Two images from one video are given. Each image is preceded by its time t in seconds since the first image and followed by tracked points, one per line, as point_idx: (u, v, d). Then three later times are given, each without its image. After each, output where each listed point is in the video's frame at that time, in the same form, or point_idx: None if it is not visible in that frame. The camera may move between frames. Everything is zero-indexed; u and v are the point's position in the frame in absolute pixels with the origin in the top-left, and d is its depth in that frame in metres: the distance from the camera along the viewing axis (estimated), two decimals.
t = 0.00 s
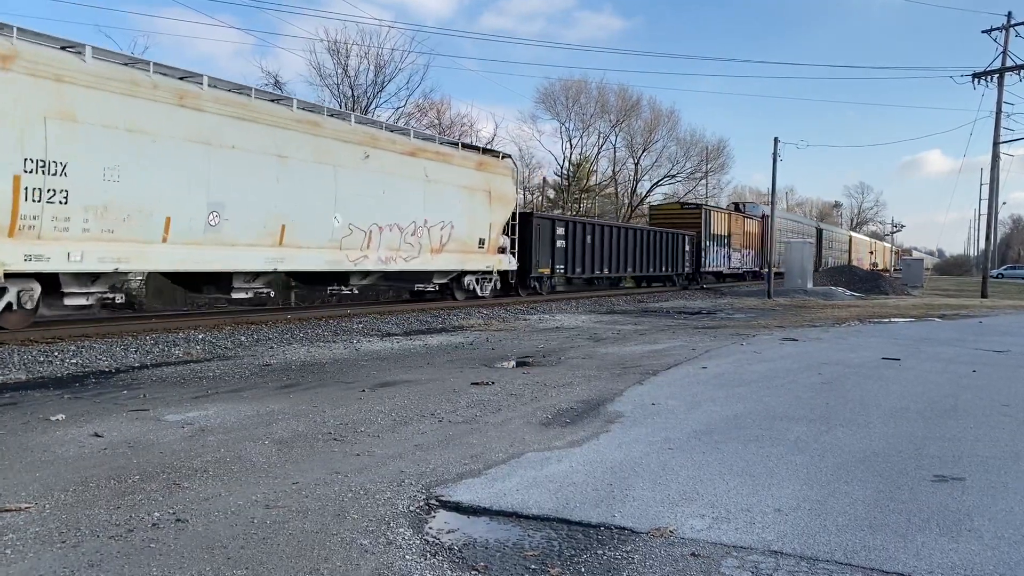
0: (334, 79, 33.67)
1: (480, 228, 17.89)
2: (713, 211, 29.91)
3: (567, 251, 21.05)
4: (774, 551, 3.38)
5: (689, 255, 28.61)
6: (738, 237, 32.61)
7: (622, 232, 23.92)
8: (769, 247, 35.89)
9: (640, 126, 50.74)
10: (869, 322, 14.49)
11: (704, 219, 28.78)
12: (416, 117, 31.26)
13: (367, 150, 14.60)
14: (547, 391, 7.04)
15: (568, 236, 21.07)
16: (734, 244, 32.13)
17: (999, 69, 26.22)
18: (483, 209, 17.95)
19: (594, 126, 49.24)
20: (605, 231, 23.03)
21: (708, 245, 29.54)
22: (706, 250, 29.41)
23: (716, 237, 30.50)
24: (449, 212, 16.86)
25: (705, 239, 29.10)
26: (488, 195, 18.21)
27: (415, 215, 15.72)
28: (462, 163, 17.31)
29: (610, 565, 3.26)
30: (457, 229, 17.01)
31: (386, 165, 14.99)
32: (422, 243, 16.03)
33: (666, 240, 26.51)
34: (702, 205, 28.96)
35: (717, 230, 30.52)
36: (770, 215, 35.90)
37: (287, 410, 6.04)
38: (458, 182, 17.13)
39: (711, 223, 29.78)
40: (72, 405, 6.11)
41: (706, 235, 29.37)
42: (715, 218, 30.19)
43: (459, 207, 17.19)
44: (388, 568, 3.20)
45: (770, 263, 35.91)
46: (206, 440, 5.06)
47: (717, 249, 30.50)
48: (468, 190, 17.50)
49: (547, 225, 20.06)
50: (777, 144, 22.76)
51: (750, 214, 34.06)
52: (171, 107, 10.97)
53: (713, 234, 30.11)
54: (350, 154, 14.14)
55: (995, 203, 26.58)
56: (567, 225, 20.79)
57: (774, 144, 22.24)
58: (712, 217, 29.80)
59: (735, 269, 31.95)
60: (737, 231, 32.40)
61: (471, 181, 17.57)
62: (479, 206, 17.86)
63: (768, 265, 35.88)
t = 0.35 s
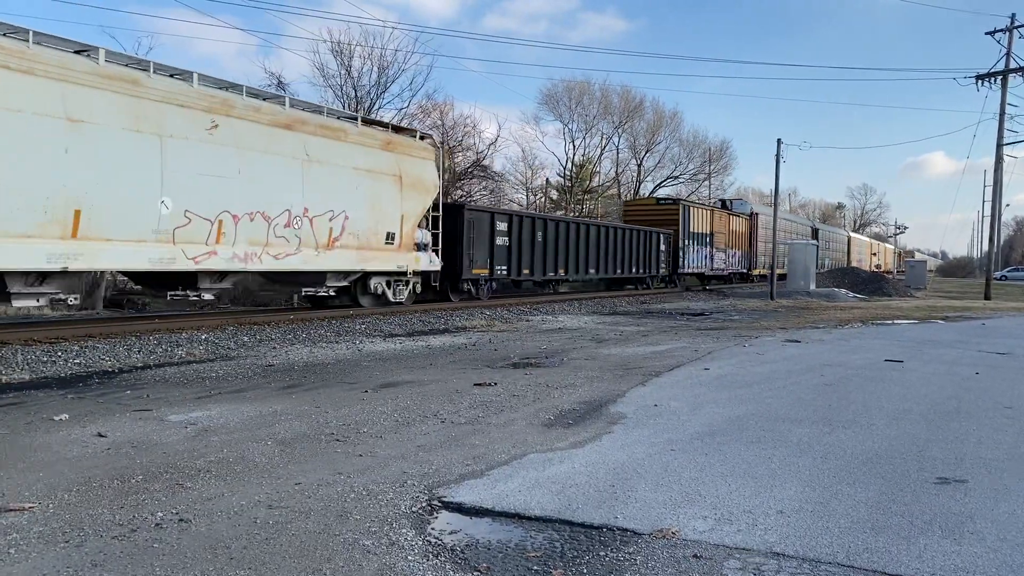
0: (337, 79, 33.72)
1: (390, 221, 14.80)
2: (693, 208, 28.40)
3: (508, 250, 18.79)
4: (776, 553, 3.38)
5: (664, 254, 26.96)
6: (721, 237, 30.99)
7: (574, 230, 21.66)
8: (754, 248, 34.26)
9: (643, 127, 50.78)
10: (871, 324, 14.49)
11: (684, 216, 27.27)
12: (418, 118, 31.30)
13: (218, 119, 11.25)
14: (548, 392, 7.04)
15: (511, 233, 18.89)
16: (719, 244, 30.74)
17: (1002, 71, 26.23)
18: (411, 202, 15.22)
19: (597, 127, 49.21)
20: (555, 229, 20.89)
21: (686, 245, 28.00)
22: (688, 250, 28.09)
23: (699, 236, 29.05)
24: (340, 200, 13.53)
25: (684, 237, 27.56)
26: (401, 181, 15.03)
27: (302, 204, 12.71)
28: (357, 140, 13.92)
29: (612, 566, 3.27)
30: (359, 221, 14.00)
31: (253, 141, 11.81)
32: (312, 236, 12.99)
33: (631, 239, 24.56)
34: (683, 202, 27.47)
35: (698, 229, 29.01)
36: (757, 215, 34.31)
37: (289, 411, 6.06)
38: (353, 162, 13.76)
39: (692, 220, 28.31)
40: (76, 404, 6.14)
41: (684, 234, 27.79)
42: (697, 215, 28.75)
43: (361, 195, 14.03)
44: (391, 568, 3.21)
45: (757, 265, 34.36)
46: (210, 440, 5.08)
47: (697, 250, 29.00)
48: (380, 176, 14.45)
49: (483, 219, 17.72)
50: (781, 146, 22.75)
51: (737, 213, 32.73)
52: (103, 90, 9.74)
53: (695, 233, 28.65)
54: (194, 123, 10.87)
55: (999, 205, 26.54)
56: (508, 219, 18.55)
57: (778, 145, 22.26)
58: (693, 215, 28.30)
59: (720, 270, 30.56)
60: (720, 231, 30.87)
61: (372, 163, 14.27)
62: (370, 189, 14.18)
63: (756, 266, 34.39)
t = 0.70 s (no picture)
0: (340, 81, 33.78)
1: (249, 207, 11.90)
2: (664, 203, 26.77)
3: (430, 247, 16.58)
4: (778, 555, 3.38)
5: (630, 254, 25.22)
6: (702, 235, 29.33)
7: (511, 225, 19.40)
8: (737, 247, 32.46)
9: (646, 129, 50.79)
10: (874, 327, 14.48)
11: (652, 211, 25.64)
12: (422, 120, 31.33)
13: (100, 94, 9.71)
14: (550, 394, 7.04)
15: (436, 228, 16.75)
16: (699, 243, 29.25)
17: (1006, 73, 26.20)
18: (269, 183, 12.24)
19: (600, 129, 49.21)
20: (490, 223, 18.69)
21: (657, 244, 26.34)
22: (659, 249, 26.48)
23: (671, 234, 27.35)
24: (160, 177, 10.48)
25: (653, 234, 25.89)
26: (266, 159, 12.13)
27: (104, 187, 9.75)
28: (201, 106, 11.02)
29: (614, 568, 3.27)
30: (201, 207, 11.10)
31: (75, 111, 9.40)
32: (123, 226, 10.05)
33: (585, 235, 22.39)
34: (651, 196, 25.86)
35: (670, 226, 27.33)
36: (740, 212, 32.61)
37: (292, 412, 6.07)
38: (194, 133, 10.90)
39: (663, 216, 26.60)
40: (80, 405, 6.16)
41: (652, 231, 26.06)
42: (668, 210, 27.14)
43: (215, 176, 11.30)
44: (393, 569, 3.22)
45: (741, 266, 32.67)
46: (213, 441, 5.10)
47: (671, 249, 27.36)
48: (233, 153, 11.57)
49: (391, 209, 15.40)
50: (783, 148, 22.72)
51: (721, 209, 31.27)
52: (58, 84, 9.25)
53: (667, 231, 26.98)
54: None
55: (1002, 207, 26.50)
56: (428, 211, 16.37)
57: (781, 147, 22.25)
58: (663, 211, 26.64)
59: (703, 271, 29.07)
60: (697, 230, 29.23)
61: (211, 134, 11.18)
62: (211, 169, 11.22)
63: (740, 266, 32.76)
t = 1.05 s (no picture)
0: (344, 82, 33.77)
1: (25, 187, 8.81)
2: (635, 198, 24.36)
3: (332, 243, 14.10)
4: (781, 556, 3.37)
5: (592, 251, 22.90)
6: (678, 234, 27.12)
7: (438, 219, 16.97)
8: (715, 245, 30.06)
9: (648, 130, 50.80)
10: (877, 328, 14.46)
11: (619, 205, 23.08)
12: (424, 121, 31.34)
13: None
14: (553, 395, 7.05)
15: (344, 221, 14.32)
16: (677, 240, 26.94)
17: (1009, 75, 26.16)
18: (80, 158, 9.33)
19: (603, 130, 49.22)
20: (419, 216, 16.45)
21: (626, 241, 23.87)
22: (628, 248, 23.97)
23: (643, 230, 24.83)
24: None
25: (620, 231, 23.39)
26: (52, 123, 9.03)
27: None
28: None
29: (617, 569, 3.27)
30: None
31: None
32: None
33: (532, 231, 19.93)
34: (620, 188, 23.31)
35: (643, 222, 24.89)
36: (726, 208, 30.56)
37: (295, 412, 6.07)
38: None
39: (631, 211, 24.05)
40: (83, 405, 6.18)
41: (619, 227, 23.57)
42: (639, 205, 24.67)
43: None
44: (395, 570, 3.22)
45: (721, 267, 30.25)
46: (216, 441, 5.10)
47: (640, 247, 24.87)
48: None
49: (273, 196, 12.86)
50: (786, 149, 22.73)
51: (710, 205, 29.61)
52: None
53: (637, 227, 24.50)
54: None
55: (1005, 209, 26.45)
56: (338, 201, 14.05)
57: (784, 148, 22.25)
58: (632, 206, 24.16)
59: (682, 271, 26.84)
60: (673, 227, 26.86)
61: (22, 100, 8.73)
62: None
63: (720, 266, 30.45)
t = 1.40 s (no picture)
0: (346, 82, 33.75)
1: None
2: (598, 188, 21.77)
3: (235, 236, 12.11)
4: (783, 557, 3.38)
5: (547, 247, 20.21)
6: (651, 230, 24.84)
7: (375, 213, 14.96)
8: (690, 243, 27.55)
9: (651, 131, 50.80)
10: (879, 330, 14.45)
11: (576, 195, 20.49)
12: (427, 121, 31.36)
13: None
14: (555, 395, 7.04)
15: (253, 211, 12.34)
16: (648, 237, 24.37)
17: (1012, 76, 26.13)
18: None
19: (605, 131, 49.24)
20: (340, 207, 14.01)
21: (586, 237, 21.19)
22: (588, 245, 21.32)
23: (606, 225, 22.18)
24: None
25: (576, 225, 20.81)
26: None
27: None
28: None
29: (618, 570, 3.27)
30: None
31: None
32: None
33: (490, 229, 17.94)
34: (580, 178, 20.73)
35: (607, 216, 22.31)
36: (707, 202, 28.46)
37: (297, 412, 6.08)
38: None
39: (592, 203, 21.42)
40: (86, 404, 6.19)
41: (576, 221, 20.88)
42: (602, 197, 22.06)
43: None
44: (397, 570, 3.22)
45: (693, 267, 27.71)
46: (219, 441, 5.11)
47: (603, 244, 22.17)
48: None
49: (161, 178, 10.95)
50: (789, 149, 22.72)
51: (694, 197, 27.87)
52: None
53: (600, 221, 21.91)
54: None
55: (1008, 211, 26.41)
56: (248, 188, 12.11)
57: (786, 149, 22.26)
58: (594, 198, 21.57)
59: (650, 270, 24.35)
60: (642, 223, 24.33)
61: None
62: None
63: (696, 267, 28.01)
